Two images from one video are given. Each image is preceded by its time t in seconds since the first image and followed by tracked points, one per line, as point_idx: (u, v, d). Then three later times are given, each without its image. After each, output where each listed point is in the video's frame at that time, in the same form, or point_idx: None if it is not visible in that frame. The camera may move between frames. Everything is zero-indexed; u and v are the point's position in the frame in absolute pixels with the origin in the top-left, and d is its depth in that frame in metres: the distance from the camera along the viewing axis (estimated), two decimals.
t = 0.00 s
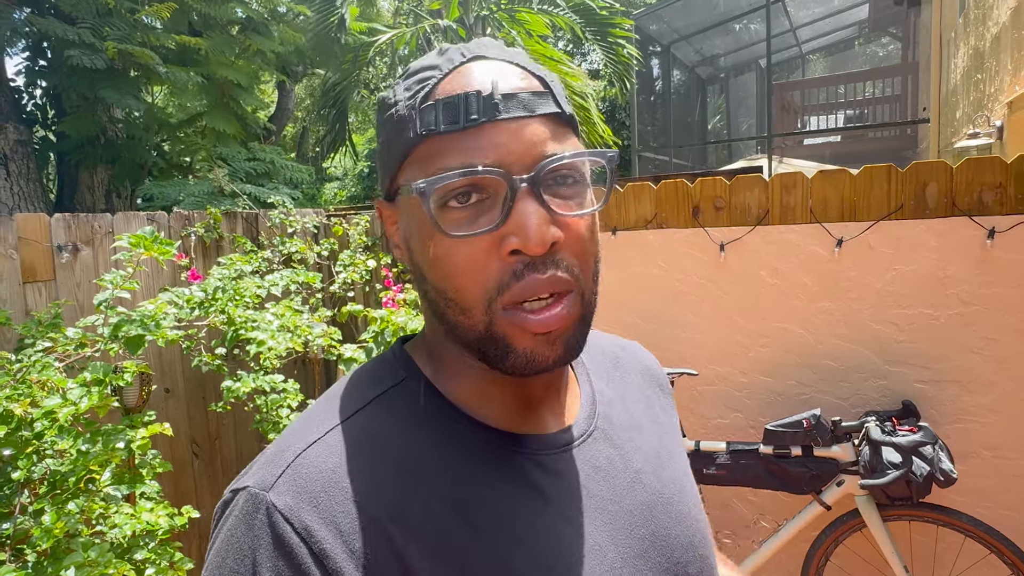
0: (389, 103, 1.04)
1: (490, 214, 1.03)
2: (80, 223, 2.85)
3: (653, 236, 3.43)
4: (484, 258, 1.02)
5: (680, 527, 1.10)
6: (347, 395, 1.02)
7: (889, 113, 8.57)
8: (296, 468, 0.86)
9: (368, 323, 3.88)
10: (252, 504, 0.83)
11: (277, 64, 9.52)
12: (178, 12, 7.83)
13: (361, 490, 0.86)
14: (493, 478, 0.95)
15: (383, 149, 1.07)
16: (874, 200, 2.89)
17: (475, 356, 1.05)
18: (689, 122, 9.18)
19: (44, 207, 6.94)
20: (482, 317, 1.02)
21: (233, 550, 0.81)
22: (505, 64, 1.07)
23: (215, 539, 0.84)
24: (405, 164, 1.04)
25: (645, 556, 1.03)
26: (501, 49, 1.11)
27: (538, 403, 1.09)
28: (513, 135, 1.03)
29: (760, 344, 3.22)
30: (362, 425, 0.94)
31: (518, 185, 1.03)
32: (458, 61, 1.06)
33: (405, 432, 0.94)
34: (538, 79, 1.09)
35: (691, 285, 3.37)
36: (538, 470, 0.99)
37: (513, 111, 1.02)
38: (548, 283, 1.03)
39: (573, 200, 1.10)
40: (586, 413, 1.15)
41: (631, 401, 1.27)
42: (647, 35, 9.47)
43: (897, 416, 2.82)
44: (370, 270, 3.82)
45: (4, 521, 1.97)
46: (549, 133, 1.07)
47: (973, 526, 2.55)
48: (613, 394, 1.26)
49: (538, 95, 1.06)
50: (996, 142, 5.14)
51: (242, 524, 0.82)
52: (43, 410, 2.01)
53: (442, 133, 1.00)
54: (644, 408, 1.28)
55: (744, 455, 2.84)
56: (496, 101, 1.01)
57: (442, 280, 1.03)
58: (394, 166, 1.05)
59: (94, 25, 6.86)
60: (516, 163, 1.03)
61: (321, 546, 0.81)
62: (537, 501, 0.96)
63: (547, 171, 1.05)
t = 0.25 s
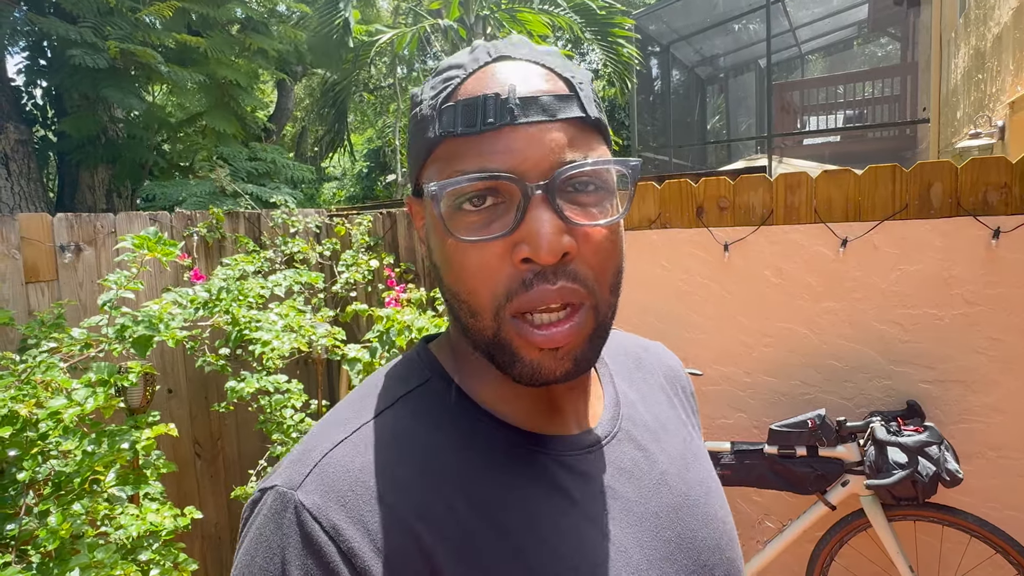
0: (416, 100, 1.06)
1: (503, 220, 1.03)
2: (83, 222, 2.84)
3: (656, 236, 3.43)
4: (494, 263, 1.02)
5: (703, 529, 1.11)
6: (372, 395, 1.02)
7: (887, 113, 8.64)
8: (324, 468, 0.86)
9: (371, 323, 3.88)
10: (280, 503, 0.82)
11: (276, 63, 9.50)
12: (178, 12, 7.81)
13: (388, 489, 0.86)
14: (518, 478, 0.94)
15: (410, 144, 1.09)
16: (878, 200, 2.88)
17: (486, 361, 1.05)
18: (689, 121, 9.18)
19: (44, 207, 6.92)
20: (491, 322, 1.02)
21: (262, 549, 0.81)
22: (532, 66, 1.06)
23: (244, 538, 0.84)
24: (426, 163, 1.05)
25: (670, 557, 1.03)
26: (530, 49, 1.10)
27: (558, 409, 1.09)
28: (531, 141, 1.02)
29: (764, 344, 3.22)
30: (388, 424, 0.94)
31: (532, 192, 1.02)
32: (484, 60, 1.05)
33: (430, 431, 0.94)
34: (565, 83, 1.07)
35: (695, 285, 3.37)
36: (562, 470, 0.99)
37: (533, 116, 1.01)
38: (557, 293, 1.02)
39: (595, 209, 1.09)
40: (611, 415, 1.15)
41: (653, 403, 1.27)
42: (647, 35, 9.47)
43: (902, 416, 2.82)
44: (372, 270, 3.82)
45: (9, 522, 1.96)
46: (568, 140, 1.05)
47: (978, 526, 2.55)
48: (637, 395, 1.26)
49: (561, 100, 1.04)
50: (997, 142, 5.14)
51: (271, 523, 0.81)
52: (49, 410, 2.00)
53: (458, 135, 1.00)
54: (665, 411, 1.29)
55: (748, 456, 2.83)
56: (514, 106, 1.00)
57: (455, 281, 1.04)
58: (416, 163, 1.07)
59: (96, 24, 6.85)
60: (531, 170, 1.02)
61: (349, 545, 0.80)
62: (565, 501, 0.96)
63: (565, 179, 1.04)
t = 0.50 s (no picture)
0: (437, 98, 1.07)
1: (516, 224, 1.04)
2: (84, 222, 2.84)
3: (657, 236, 3.43)
4: (505, 266, 1.03)
5: (712, 520, 1.12)
6: (387, 392, 1.02)
7: (884, 113, 8.72)
8: (342, 463, 0.87)
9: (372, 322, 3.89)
10: (300, 497, 0.83)
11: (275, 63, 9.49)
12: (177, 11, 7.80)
13: (405, 484, 0.87)
14: (531, 473, 0.95)
15: (428, 140, 1.10)
16: (878, 199, 2.89)
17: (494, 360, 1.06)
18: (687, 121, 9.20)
19: (44, 207, 6.92)
20: (500, 323, 1.03)
21: (281, 542, 0.81)
22: (553, 72, 1.07)
23: (263, 533, 0.84)
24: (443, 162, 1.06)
25: (680, 548, 1.04)
26: (554, 52, 1.11)
27: (569, 407, 1.09)
28: (548, 146, 1.02)
29: (765, 343, 3.23)
30: (405, 420, 0.95)
31: (545, 201, 1.03)
32: (506, 63, 1.06)
33: (445, 427, 0.95)
34: (587, 93, 1.08)
35: (695, 284, 3.38)
36: (573, 464, 1.00)
37: (553, 123, 1.02)
38: (565, 301, 1.03)
39: (610, 216, 1.11)
40: (619, 410, 1.16)
41: (659, 398, 1.29)
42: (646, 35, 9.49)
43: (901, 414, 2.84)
44: (373, 270, 3.83)
45: (13, 520, 1.96)
46: (585, 148, 1.06)
47: (978, 523, 2.56)
48: (642, 390, 1.27)
49: (582, 109, 1.05)
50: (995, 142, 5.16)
51: (290, 517, 0.82)
52: (54, 409, 2.00)
53: (476, 138, 1.01)
54: (670, 405, 1.30)
55: (749, 454, 2.84)
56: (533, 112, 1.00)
57: (466, 280, 1.05)
58: (433, 160, 1.08)
59: (96, 24, 6.85)
60: (547, 177, 1.03)
61: (369, 538, 0.81)
62: (576, 495, 0.97)
63: (580, 186, 1.05)
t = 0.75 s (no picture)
0: (439, 93, 1.07)
1: (522, 216, 1.05)
2: (83, 222, 2.84)
3: (654, 235, 3.44)
4: (511, 257, 1.03)
5: (707, 513, 1.13)
6: (386, 388, 1.03)
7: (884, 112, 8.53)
8: (343, 459, 0.88)
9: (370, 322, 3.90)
10: (301, 493, 0.84)
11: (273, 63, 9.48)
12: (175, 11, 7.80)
13: (405, 479, 0.87)
14: (529, 468, 0.96)
15: (429, 135, 1.10)
16: (874, 198, 2.91)
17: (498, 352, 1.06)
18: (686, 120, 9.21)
19: (43, 207, 6.92)
20: (505, 314, 1.03)
21: (282, 539, 0.82)
22: (555, 67, 1.08)
23: (264, 528, 0.85)
24: (446, 156, 1.06)
25: (676, 540, 1.05)
26: (554, 49, 1.12)
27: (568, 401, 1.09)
28: (553, 140, 1.04)
29: (762, 341, 3.24)
30: (405, 415, 0.96)
31: (552, 190, 1.04)
32: (508, 58, 1.07)
33: (444, 423, 0.96)
34: (588, 87, 1.09)
35: (693, 283, 3.39)
36: (570, 459, 1.01)
37: (556, 116, 1.03)
38: (572, 290, 1.04)
39: (611, 209, 1.11)
40: (616, 404, 1.17)
41: (654, 393, 1.30)
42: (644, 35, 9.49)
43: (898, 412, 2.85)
44: (372, 269, 3.83)
45: (13, 519, 1.97)
46: (588, 142, 1.07)
47: (974, 520, 2.57)
48: (638, 385, 1.28)
49: (584, 102, 1.06)
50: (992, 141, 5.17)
51: (291, 513, 0.83)
52: (53, 408, 2.01)
53: (481, 131, 1.02)
54: (665, 400, 1.31)
55: (746, 452, 2.85)
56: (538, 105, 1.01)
57: (471, 272, 1.06)
58: (435, 154, 1.08)
59: (94, 24, 6.86)
60: (552, 170, 1.04)
61: (369, 534, 0.82)
62: (573, 489, 0.98)
63: (584, 179, 1.06)
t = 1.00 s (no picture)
0: (416, 99, 1.06)
1: (518, 216, 1.04)
2: (80, 222, 2.84)
3: (652, 234, 3.44)
4: (513, 258, 1.03)
5: (695, 511, 1.13)
6: (373, 388, 1.03)
7: (882, 111, 8.45)
8: (327, 459, 0.87)
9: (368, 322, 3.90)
10: (285, 494, 0.84)
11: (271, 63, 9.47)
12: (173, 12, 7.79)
13: (390, 479, 0.87)
14: (516, 467, 0.96)
15: (409, 141, 1.09)
16: (871, 196, 2.91)
17: (502, 354, 1.06)
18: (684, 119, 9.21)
19: (41, 207, 6.92)
20: (510, 314, 1.03)
21: (266, 540, 0.82)
22: (533, 64, 1.08)
23: (248, 529, 0.85)
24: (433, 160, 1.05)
25: (665, 539, 1.05)
26: (527, 45, 1.12)
27: (561, 397, 1.10)
28: (542, 135, 1.04)
29: (760, 340, 3.24)
30: (392, 415, 0.95)
31: (548, 185, 1.04)
32: (485, 58, 1.06)
33: (430, 422, 0.96)
34: (568, 80, 1.09)
35: (690, 282, 3.38)
36: (558, 458, 1.01)
37: (542, 112, 1.03)
38: (576, 283, 1.04)
39: (600, 199, 1.11)
40: (606, 403, 1.16)
41: (644, 391, 1.29)
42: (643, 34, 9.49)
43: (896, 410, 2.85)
44: (369, 269, 3.83)
45: (9, 519, 1.97)
46: (576, 135, 1.07)
47: (971, 518, 2.57)
48: (627, 384, 1.28)
49: (566, 96, 1.06)
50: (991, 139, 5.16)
51: (275, 513, 0.83)
52: (48, 408, 2.02)
53: (468, 134, 1.01)
54: (655, 398, 1.31)
55: (744, 451, 2.85)
56: (523, 104, 1.01)
57: (470, 277, 1.05)
58: (420, 160, 1.07)
59: (92, 24, 6.86)
60: (546, 165, 1.04)
61: (353, 534, 0.82)
62: (561, 488, 0.98)
63: (577, 172, 1.06)
